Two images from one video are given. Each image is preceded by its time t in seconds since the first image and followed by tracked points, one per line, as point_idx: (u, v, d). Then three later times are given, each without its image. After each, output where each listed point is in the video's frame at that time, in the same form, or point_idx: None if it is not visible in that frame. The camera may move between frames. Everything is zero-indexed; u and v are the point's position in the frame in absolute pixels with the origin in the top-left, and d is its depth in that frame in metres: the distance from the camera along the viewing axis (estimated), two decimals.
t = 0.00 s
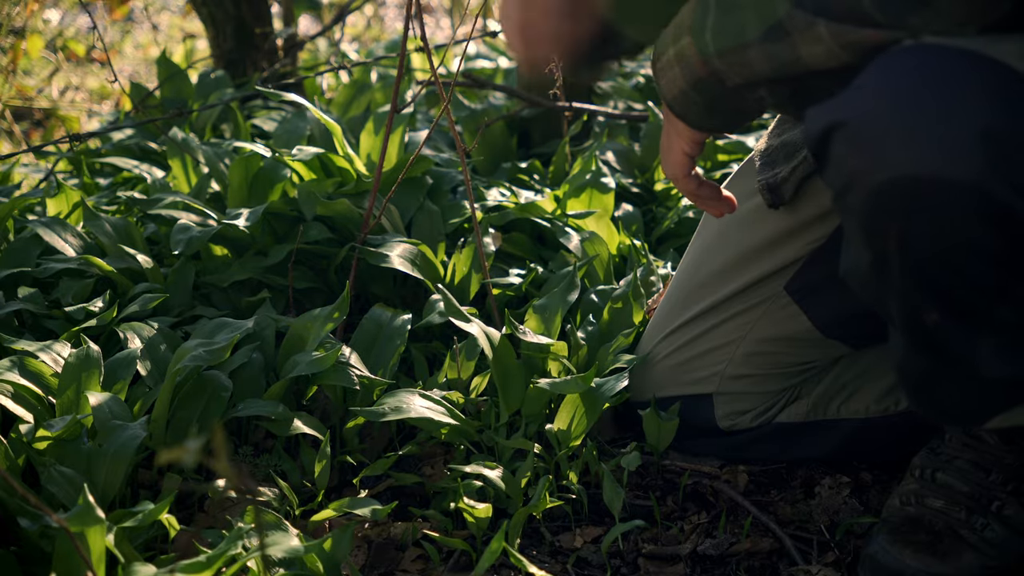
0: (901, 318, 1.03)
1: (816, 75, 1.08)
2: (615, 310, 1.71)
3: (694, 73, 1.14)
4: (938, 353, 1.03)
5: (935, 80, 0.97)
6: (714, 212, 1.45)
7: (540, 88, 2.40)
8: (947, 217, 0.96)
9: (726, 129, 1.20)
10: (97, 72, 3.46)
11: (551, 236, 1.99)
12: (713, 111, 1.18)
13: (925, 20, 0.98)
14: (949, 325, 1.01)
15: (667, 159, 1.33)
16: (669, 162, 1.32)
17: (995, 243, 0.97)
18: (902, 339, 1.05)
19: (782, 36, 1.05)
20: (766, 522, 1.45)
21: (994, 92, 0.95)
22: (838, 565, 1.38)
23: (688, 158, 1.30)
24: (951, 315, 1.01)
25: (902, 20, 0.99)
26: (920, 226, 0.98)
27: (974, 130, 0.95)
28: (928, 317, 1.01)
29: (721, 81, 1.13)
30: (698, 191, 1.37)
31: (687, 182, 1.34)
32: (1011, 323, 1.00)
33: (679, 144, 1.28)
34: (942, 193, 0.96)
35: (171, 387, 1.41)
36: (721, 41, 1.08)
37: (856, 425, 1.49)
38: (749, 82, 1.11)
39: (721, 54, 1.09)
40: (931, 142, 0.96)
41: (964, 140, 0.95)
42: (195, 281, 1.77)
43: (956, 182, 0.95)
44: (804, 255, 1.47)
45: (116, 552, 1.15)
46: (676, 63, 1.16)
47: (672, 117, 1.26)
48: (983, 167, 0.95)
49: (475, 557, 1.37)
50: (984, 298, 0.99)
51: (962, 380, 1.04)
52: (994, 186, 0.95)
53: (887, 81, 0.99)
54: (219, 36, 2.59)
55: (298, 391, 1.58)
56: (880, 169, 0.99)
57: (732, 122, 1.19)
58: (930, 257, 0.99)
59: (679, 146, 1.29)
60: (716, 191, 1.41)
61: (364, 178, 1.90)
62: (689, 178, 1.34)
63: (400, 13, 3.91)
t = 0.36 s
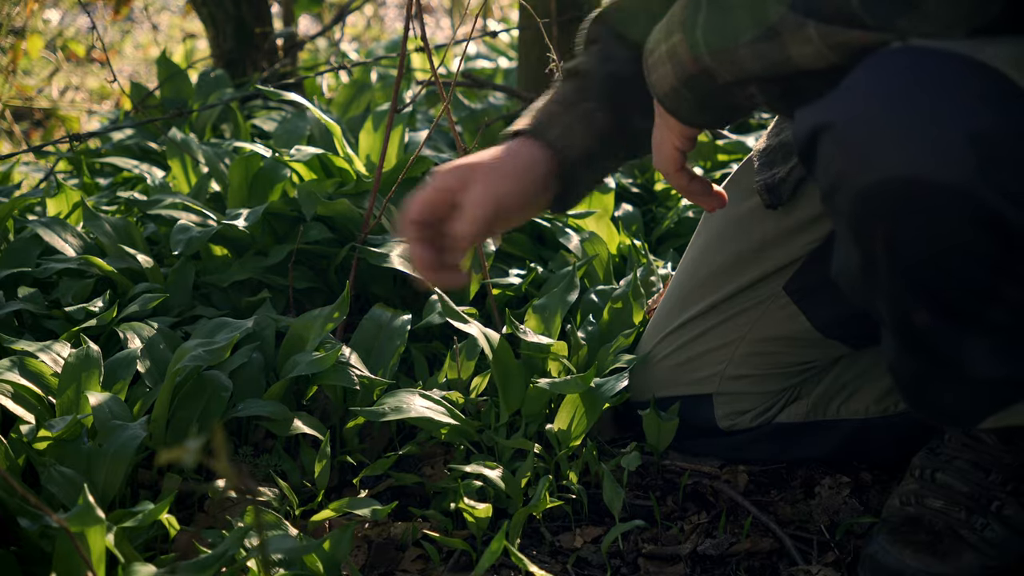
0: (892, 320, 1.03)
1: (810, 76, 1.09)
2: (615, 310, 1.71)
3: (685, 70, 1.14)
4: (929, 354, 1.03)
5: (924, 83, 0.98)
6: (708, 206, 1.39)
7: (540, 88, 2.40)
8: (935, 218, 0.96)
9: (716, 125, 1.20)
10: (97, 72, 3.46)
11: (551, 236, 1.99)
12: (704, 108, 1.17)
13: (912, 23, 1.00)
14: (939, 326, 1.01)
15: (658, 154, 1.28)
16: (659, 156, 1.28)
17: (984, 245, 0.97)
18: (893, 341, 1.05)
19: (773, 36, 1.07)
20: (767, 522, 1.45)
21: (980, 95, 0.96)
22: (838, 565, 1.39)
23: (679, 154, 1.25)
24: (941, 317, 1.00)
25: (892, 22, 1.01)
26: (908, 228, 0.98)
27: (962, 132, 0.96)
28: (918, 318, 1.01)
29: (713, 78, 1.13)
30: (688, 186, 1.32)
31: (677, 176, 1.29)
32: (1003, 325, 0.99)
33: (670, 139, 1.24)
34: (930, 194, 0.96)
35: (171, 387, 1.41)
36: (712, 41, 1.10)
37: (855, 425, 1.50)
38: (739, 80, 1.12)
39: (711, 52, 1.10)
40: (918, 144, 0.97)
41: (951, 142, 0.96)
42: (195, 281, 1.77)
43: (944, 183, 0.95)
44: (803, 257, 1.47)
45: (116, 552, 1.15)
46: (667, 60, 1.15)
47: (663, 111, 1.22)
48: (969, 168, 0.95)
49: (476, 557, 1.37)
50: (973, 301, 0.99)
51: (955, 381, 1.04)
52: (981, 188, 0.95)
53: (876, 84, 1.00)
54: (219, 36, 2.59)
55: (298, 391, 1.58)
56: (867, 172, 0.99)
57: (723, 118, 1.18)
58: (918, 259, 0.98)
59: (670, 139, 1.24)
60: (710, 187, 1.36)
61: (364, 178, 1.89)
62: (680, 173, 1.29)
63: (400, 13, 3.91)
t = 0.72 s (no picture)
0: (892, 316, 1.06)
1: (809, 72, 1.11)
2: (614, 310, 1.71)
3: (685, 68, 1.19)
4: (930, 350, 1.05)
5: (922, 80, 1.00)
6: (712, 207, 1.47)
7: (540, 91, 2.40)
8: (937, 212, 0.99)
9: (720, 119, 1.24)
10: (96, 72, 3.46)
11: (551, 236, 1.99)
12: (704, 104, 1.21)
13: (913, 17, 1.04)
14: (941, 321, 1.03)
15: (659, 153, 1.36)
16: (661, 154, 1.35)
17: (984, 240, 0.99)
18: (894, 337, 1.07)
19: (775, 33, 1.09)
20: (766, 522, 1.45)
21: (980, 90, 0.98)
22: (838, 565, 1.39)
23: (680, 152, 1.33)
24: (942, 311, 1.03)
25: (891, 15, 1.04)
26: (908, 223, 1.00)
27: (962, 128, 0.97)
28: (918, 313, 1.03)
29: (712, 75, 1.17)
30: (689, 185, 1.39)
31: (677, 175, 1.37)
32: (1005, 320, 1.02)
33: (671, 137, 1.32)
34: (932, 188, 0.98)
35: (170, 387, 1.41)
36: (711, 38, 1.14)
37: (856, 425, 1.50)
38: (740, 76, 1.15)
39: (711, 47, 1.14)
40: (917, 140, 0.98)
41: (952, 138, 0.97)
42: (195, 281, 1.77)
43: (945, 178, 0.97)
44: (802, 257, 1.47)
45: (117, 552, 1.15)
46: (667, 59, 1.20)
47: (665, 110, 1.29)
48: (970, 163, 0.97)
49: (475, 557, 1.38)
50: (974, 296, 1.01)
51: (955, 380, 1.06)
52: (982, 182, 0.97)
53: (876, 79, 1.01)
54: (219, 36, 2.59)
55: (298, 390, 1.58)
56: (866, 166, 1.01)
57: (724, 114, 1.23)
58: (918, 254, 1.01)
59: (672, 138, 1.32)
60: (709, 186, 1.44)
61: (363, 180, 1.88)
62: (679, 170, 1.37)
63: (400, 13, 3.89)
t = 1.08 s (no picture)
0: (878, 318, 1.06)
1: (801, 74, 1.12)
2: (614, 310, 1.71)
3: (671, 68, 1.23)
4: (918, 352, 1.06)
5: (905, 83, 1.01)
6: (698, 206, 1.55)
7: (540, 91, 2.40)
8: (920, 215, 1.00)
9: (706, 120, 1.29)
10: (96, 72, 3.45)
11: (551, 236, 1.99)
12: (690, 106, 1.27)
13: (894, 20, 1.05)
14: (925, 324, 1.04)
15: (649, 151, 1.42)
16: (650, 152, 1.41)
17: (969, 243, 1.00)
18: (881, 339, 1.08)
19: (760, 38, 1.12)
20: (766, 522, 1.45)
21: (959, 93, 1.00)
22: (838, 565, 1.39)
23: (668, 151, 1.39)
24: (928, 313, 1.04)
25: (873, 17, 1.05)
26: (892, 225, 1.01)
27: (943, 130, 0.99)
28: (904, 315, 1.04)
29: (698, 76, 1.22)
30: (677, 183, 1.46)
31: (666, 173, 1.44)
32: (990, 321, 1.03)
33: (659, 137, 1.38)
34: (914, 192, 0.99)
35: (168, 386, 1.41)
36: (696, 40, 1.17)
37: (855, 425, 1.50)
38: (725, 78, 1.19)
39: (695, 48, 1.18)
40: (899, 142, 0.99)
41: (934, 142, 0.98)
42: (195, 281, 1.77)
43: (927, 181, 0.98)
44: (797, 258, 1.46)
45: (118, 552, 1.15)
46: (653, 58, 1.24)
47: (653, 111, 1.35)
48: (951, 167, 0.98)
49: (476, 557, 1.38)
50: (959, 298, 1.03)
51: (944, 382, 1.07)
52: (963, 183, 0.98)
53: (859, 83, 1.03)
54: (219, 36, 2.59)
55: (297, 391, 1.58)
56: (850, 168, 1.02)
57: (711, 114, 1.28)
58: (902, 257, 1.02)
59: (660, 139, 1.38)
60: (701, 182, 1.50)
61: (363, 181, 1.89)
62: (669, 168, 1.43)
63: (400, 13, 3.89)
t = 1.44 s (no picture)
0: (878, 318, 1.07)
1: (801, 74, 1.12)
2: (614, 310, 1.71)
3: (667, 66, 1.20)
4: (915, 352, 1.06)
5: (902, 83, 1.01)
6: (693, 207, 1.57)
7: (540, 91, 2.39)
8: (918, 216, 1.00)
9: (702, 119, 1.26)
10: (96, 72, 3.45)
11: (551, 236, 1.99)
12: (687, 104, 1.24)
13: (890, 20, 1.05)
14: (924, 323, 1.04)
15: (645, 149, 1.42)
16: (647, 150, 1.41)
17: (967, 243, 1.00)
18: (881, 339, 1.09)
19: (753, 34, 1.11)
20: (766, 522, 1.45)
21: (958, 93, 0.99)
22: (838, 565, 1.39)
23: (665, 148, 1.39)
24: (926, 313, 1.04)
25: (869, 17, 1.05)
26: (888, 225, 1.01)
27: (940, 130, 0.99)
28: (902, 315, 1.05)
29: (695, 75, 1.19)
30: (674, 181, 1.46)
31: (663, 171, 1.44)
32: (989, 321, 1.03)
33: (656, 134, 1.38)
34: (911, 194, 0.99)
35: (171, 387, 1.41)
36: (694, 37, 1.15)
37: (855, 426, 1.50)
38: (722, 76, 1.17)
39: (692, 45, 1.16)
40: (895, 143, 1.00)
41: (930, 142, 0.99)
42: (194, 281, 1.77)
43: (923, 182, 0.99)
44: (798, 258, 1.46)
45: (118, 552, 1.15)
46: (649, 56, 1.22)
47: (649, 109, 1.35)
48: (949, 167, 0.98)
49: (475, 557, 1.38)
50: (957, 298, 1.03)
51: (943, 382, 1.07)
52: (959, 184, 0.98)
53: (856, 83, 1.03)
54: (219, 36, 2.59)
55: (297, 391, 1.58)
56: (845, 169, 1.02)
57: (707, 113, 1.25)
58: (900, 258, 1.02)
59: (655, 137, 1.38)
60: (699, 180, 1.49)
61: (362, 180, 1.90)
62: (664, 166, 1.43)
63: (400, 13, 3.88)
